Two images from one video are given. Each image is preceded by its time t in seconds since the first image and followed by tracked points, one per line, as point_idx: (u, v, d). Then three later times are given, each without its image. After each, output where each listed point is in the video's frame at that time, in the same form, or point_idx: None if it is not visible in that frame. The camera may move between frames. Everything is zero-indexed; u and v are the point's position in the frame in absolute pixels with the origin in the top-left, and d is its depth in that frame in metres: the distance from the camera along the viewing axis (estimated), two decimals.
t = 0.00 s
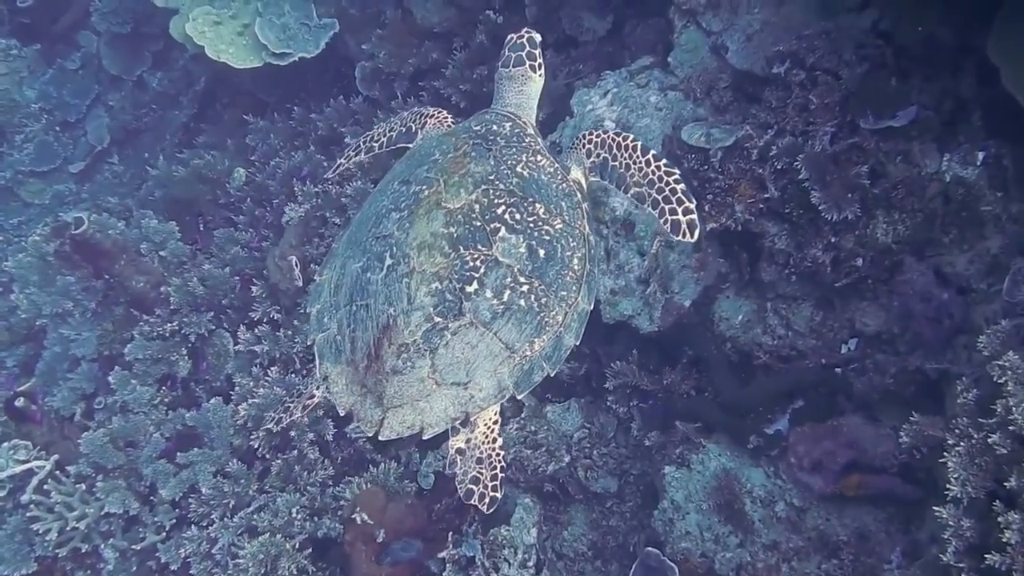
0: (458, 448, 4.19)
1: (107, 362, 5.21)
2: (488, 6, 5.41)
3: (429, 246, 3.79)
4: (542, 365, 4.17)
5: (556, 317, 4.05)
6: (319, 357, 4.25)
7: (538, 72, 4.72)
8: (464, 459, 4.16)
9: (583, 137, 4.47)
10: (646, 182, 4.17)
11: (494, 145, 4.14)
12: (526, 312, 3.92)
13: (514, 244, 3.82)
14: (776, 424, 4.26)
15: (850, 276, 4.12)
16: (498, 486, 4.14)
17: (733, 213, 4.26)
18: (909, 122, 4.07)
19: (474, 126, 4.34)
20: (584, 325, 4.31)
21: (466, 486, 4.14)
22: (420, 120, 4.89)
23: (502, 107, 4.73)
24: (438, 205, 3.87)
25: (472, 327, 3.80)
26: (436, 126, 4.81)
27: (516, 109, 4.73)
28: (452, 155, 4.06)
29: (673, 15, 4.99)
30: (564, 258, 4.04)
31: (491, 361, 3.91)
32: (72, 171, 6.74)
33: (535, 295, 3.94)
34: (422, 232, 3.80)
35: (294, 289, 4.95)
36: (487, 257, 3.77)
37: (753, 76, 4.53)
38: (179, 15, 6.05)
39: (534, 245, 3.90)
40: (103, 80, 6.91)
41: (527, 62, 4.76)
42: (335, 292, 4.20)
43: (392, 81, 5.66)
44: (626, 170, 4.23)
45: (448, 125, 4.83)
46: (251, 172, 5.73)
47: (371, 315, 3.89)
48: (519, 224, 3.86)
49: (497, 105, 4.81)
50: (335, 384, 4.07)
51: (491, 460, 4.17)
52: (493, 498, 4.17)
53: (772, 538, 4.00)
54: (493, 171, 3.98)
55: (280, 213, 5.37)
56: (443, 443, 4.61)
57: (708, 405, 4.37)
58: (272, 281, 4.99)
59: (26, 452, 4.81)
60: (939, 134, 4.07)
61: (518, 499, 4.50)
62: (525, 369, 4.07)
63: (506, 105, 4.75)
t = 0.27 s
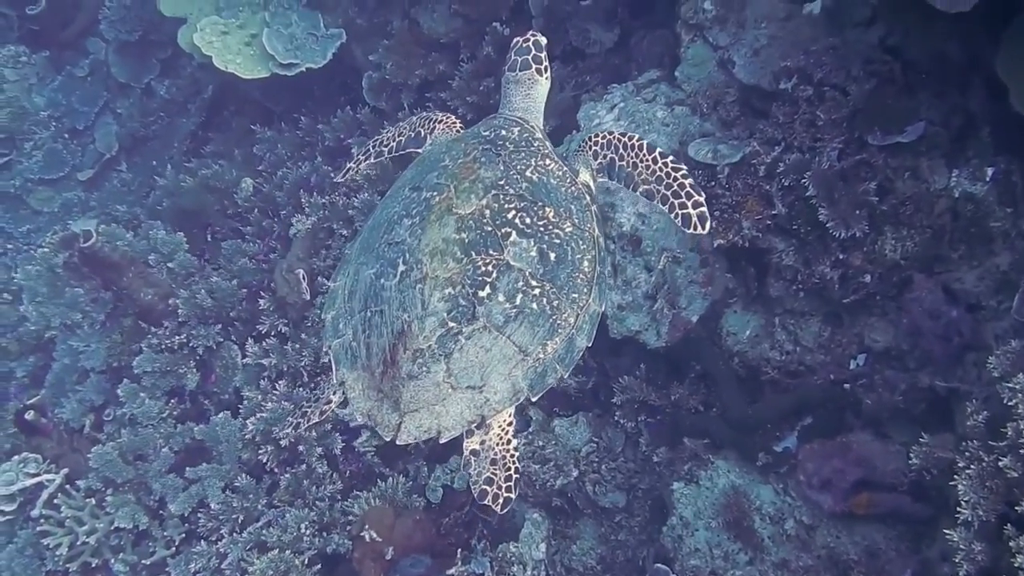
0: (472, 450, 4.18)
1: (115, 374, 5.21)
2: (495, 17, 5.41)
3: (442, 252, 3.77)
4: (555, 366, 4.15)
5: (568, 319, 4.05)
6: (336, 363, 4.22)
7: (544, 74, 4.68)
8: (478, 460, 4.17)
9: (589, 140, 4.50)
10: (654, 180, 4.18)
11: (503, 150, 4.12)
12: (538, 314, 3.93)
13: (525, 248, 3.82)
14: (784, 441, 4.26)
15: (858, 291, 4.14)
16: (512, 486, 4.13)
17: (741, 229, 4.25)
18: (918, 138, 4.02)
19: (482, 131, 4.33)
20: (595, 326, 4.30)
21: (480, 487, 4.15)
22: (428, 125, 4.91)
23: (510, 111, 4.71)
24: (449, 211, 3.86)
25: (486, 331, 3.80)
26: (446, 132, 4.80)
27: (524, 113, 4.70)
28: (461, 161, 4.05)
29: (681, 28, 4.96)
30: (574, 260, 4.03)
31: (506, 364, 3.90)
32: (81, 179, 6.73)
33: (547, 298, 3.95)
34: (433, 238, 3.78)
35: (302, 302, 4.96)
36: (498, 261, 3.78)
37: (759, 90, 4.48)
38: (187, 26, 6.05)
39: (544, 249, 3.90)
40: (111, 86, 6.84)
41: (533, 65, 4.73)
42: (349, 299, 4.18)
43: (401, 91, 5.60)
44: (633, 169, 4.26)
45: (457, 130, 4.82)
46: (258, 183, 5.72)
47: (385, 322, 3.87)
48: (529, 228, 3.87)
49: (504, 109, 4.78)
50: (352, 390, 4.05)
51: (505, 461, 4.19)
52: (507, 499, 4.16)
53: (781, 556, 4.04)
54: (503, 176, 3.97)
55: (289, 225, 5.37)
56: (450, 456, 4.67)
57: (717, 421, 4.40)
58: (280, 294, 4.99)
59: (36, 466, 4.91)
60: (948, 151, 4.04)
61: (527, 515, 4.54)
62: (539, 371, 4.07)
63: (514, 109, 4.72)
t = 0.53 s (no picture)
0: (491, 454, 4.29)
1: (126, 388, 5.24)
2: (508, 34, 5.42)
3: (458, 260, 3.78)
4: (573, 372, 4.15)
5: (585, 325, 4.04)
6: (355, 371, 4.26)
7: (555, 82, 4.70)
8: (497, 464, 4.27)
9: (600, 145, 4.50)
10: (667, 183, 4.20)
11: (517, 159, 4.14)
12: (556, 320, 3.91)
13: (541, 256, 3.82)
14: (796, 463, 4.29)
15: (871, 313, 4.13)
16: (531, 491, 4.25)
17: (754, 250, 4.23)
18: (932, 159, 4.02)
19: (496, 140, 4.36)
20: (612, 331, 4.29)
21: (499, 491, 4.25)
22: (439, 133, 4.90)
23: (522, 119, 4.73)
24: (466, 220, 3.86)
25: (504, 338, 3.79)
26: (459, 142, 4.83)
27: (536, 121, 4.71)
28: (476, 170, 4.06)
29: (694, 47, 4.87)
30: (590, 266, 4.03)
31: (524, 371, 3.90)
32: (94, 190, 6.79)
33: (564, 304, 3.93)
34: (450, 247, 3.79)
35: (314, 319, 4.96)
36: (515, 269, 3.77)
37: (773, 109, 4.46)
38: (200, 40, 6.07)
39: (560, 256, 3.90)
40: (123, 98, 6.90)
41: (545, 73, 4.75)
42: (367, 308, 4.20)
43: (414, 106, 5.59)
44: (646, 173, 4.27)
45: (471, 139, 4.85)
46: (270, 197, 5.75)
47: (404, 330, 3.89)
48: (545, 236, 3.87)
49: (517, 117, 4.80)
50: (372, 399, 4.08)
51: (524, 465, 4.27)
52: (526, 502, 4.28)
53: None
54: (518, 184, 3.98)
55: (301, 240, 5.39)
56: (461, 473, 4.72)
57: (728, 443, 4.36)
58: (292, 310, 5.01)
59: (49, 481, 4.93)
60: (961, 172, 4.05)
61: (538, 533, 4.57)
62: (557, 376, 4.06)
63: (527, 117, 4.74)
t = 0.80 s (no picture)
0: (507, 456, 4.28)
1: (139, 400, 5.28)
2: (520, 47, 5.40)
3: (473, 264, 3.79)
4: (587, 374, 4.17)
5: (598, 327, 4.06)
6: (372, 375, 4.28)
7: (565, 86, 4.77)
8: (515, 466, 4.28)
9: (612, 149, 4.62)
10: (677, 184, 4.23)
11: (530, 164, 4.20)
12: (570, 322, 3.93)
13: (555, 258, 3.84)
14: (807, 484, 4.29)
15: (882, 333, 4.11)
16: (549, 490, 4.24)
17: (764, 269, 4.23)
18: (944, 178, 3.97)
19: (508, 145, 4.45)
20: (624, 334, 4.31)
21: (517, 492, 4.26)
22: (452, 137, 5.00)
23: (533, 123, 4.79)
24: (480, 224, 3.89)
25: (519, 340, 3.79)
26: (471, 146, 4.91)
27: (548, 125, 4.77)
28: (490, 175, 4.11)
29: (706, 64, 4.86)
30: (602, 269, 4.06)
31: (539, 373, 3.92)
32: (107, 200, 6.85)
33: (577, 307, 3.95)
34: (465, 251, 3.81)
35: (325, 332, 4.97)
36: (529, 272, 3.78)
37: (785, 126, 4.45)
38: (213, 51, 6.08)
39: (573, 258, 3.93)
40: (138, 107, 6.91)
41: (554, 77, 4.81)
42: (383, 312, 4.22)
43: (426, 119, 5.59)
44: (656, 175, 4.33)
45: (483, 143, 4.93)
46: (283, 209, 5.73)
47: (420, 333, 3.88)
48: (558, 239, 3.91)
49: (528, 122, 4.86)
50: (389, 401, 4.07)
51: (542, 465, 4.28)
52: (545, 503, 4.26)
53: None
54: (531, 189, 4.03)
55: (312, 253, 5.42)
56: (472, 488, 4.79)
57: (739, 463, 4.37)
58: (303, 324, 5.02)
59: (61, 493, 4.98)
60: (974, 191, 3.96)
61: (548, 550, 4.70)
62: (571, 378, 4.08)
63: (537, 122, 4.82)
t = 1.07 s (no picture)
0: (520, 458, 4.38)
1: (146, 417, 5.24)
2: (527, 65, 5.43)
3: (483, 270, 3.84)
4: (597, 376, 4.25)
5: (607, 330, 4.13)
6: (385, 381, 4.37)
7: (568, 92, 4.75)
8: (527, 468, 4.37)
9: (618, 154, 4.71)
10: (682, 187, 4.29)
11: (537, 170, 4.25)
12: (579, 326, 3.99)
13: (564, 263, 3.90)
14: (814, 505, 4.25)
15: (889, 354, 4.10)
16: (560, 492, 4.31)
17: (771, 290, 4.24)
18: (950, 200, 3.94)
19: (516, 152, 4.49)
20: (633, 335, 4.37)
21: (529, 493, 4.34)
22: (459, 143, 5.06)
23: (539, 130, 4.84)
24: (489, 230, 3.94)
25: (530, 344, 3.86)
26: (479, 154, 4.99)
27: (553, 131, 4.82)
28: (498, 182, 4.16)
29: (712, 83, 4.87)
30: (611, 272, 4.12)
31: (550, 376, 4.00)
32: (115, 213, 6.87)
33: (587, 310, 4.00)
34: (475, 257, 3.85)
35: (331, 349, 4.99)
36: (539, 277, 3.83)
37: (791, 147, 4.43)
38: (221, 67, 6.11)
39: (582, 263, 3.98)
40: (146, 121, 6.90)
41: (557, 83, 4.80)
42: (394, 318, 4.29)
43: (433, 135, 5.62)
44: (663, 179, 4.40)
45: (490, 151, 5.01)
46: (290, 224, 5.80)
47: (432, 339, 3.95)
48: (567, 244, 3.95)
49: (534, 129, 4.90)
50: (403, 407, 4.17)
51: (553, 468, 4.36)
52: (557, 504, 4.33)
53: None
54: (539, 195, 4.08)
55: (319, 269, 5.43)
56: (479, 505, 4.81)
57: (745, 484, 4.37)
58: (309, 341, 5.00)
59: (66, 509, 4.97)
60: (980, 212, 3.91)
61: (554, 569, 4.69)
62: (581, 380, 4.17)
63: (543, 127, 4.84)
